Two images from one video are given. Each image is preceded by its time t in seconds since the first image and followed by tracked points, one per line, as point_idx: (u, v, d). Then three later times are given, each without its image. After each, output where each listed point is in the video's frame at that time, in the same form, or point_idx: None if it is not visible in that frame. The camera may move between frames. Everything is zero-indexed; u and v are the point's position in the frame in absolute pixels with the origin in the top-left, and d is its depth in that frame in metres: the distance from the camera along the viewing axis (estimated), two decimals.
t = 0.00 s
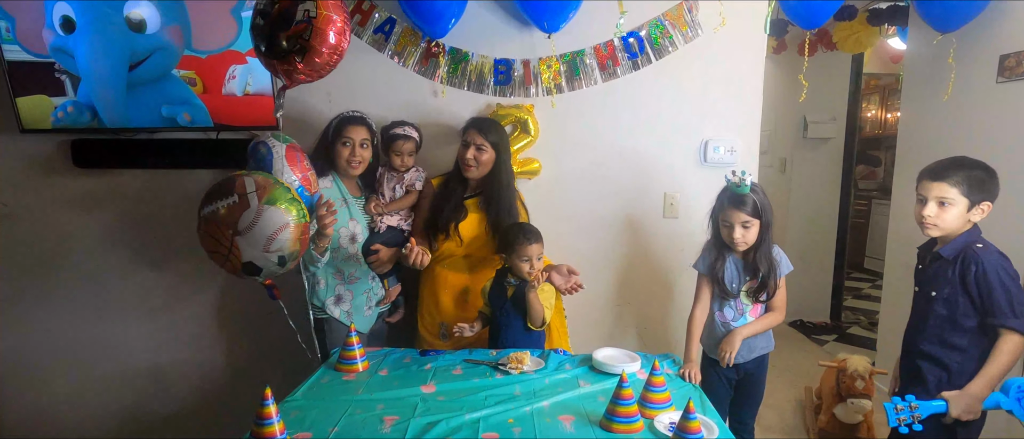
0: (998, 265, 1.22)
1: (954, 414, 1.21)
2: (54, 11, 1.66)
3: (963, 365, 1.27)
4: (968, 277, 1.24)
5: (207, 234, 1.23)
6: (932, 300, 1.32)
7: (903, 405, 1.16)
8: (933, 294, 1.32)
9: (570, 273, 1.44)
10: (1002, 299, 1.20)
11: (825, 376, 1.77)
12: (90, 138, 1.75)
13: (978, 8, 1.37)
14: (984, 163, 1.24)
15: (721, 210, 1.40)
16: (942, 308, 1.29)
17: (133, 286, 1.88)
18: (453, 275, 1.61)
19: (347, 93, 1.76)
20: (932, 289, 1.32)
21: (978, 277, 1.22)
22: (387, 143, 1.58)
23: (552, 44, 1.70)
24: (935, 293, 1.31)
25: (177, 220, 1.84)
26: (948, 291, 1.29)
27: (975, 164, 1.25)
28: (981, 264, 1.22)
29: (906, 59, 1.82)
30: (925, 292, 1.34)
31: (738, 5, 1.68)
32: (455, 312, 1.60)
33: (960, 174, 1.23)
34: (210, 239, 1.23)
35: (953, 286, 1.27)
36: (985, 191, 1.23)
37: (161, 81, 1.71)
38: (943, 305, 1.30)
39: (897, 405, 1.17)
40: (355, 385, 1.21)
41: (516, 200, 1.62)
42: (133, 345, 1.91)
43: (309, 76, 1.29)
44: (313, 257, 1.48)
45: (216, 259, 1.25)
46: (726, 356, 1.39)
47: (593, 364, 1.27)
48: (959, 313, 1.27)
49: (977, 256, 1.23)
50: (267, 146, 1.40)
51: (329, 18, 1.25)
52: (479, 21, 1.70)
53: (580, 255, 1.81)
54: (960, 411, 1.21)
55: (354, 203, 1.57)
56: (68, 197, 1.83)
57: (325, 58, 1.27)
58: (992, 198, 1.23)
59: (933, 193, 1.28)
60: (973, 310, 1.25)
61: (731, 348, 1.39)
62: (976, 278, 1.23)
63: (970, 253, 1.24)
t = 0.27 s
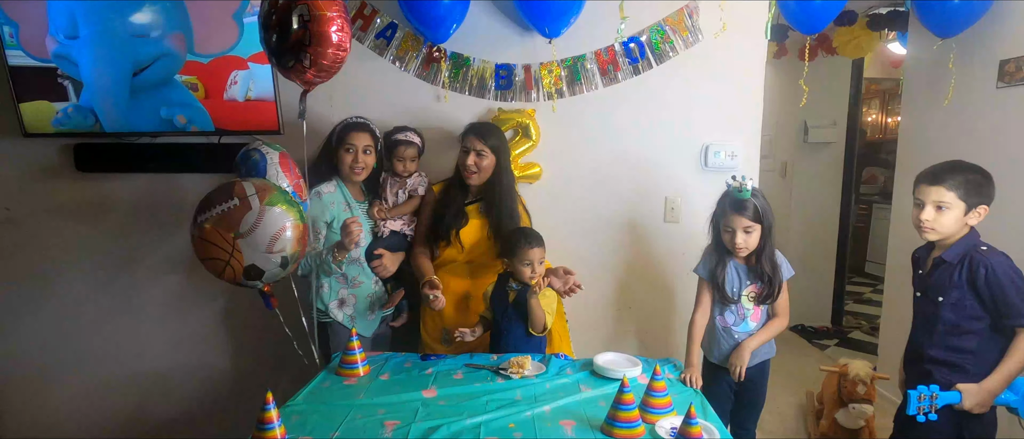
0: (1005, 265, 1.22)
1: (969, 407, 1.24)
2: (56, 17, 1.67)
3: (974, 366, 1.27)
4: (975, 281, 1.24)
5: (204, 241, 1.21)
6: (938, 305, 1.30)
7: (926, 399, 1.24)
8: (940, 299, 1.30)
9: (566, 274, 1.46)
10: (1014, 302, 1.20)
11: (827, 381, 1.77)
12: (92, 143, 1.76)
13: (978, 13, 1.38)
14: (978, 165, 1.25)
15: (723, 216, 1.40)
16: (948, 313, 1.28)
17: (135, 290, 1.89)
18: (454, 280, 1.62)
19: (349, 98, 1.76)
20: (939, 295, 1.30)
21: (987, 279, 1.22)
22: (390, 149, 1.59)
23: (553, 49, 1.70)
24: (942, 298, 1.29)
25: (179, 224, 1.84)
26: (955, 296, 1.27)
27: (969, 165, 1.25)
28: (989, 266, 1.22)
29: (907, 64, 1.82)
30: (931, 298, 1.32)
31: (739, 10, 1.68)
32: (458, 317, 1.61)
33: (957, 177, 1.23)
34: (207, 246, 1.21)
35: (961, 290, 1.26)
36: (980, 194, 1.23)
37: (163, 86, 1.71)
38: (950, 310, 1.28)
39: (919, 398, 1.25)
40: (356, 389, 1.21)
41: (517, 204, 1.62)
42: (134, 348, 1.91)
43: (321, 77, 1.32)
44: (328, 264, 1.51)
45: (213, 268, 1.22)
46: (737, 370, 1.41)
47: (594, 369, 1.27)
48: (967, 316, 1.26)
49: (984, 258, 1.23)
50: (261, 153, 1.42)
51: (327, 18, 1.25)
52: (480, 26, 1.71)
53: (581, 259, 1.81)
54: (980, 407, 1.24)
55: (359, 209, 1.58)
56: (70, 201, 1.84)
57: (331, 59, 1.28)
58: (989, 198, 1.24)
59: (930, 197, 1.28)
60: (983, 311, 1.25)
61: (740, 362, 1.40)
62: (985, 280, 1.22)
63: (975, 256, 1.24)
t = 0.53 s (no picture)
0: (1001, 265, 1.22)
1: (968, 398, 1.25)
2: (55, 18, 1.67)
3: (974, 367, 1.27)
4: (972, 282, 1.24)
5: (211, 240, 1.21)
6: (936, 308, 1.30)
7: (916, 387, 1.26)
8: (936, 302, 1.30)
9: (559, 268, 1.48)
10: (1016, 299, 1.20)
11: (827, 382, 1.77)
12: (91, 143, 1.76)
13: (978, 14, 1.38)
14: (971, 166, 1.24)
15: (719, 218, 1.40)
16: (947, 316, 1.28)
17: (135, 290, 1.88)
18: (455, 280, 1.63)
19: (349, 98, 1.76)
20: (935, 298, 1.30)
21: (984, 280, 1.23)
22: (393, 150, 1.59)
23: (553, 49, 1.70)
24: (938, 301, 1.30)
25: (179, 224, 1.84)
26: (951, 298, 1.28)
27: (961, 167, 1.25)
28: (985, 267, 1.22)
29: (907, 65, 1.82)
30: (927, 301, 1.32)
31: (739, 11, 1.68)
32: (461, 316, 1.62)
33: (947, 179, 1.23)
34: (215, 244, 1.21)
35: (959, 291, 1.27)
36: (971, 194, 1.23)
37: (163, 87, 1.71)
38: (947, 313, 1.28)
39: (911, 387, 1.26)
40: (356, 389, 1.21)
41: (516, 204, 1.62)
42: (134, 348, 1.91)
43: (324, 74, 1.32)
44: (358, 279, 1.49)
45: (223, 265, 1.23)
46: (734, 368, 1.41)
47: (594, 369, 1.27)
48: (965, 317, 1.27)
49: (979, 259, 1.24)
50: (262, 152, 1.42)
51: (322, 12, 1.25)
52: (480, 27, 1.71)
53: (581, 260, 1.81)
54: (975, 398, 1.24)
55: (360, 208, 1.56)
56: (70, 201, 1.84)
57: (332, 54, 1.28)
58: (982, 200, 1.23)
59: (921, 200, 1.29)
60: (984, 311, 1.25)
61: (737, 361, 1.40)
62: (982, 282, 1.23)
63: (970, 258, 1.24)
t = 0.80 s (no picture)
0: (986, 269, 1.20)
1: (956, 397, 1.22)
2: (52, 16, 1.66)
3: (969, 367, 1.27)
4: (956, 290, 1.23)
5: (222, 233, 1.19)
6: (921, 317, 1.30)
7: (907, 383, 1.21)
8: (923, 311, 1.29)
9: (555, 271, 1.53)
10: (1006, 302, 1.17)
11: (825, 381, 1.77)
12: (88, 142, 1.75)
13: (976, 14, 1.38)
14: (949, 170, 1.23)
15: (717, 216, 1.40)
16: (931, 325, 1.28)
17: (132, 289, 1.88)
18: (454, 280, 1.64)
19: (348, 97, 1.76)
20: (920, 307, 1.29)
21: (967, 287, 1.21)
22: (394, 147, 1.59)
23: (553, 48, 1.70)
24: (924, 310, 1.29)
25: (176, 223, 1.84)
26: (936, 307, 1.27)
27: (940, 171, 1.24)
28: (968, 273, 1.20)
29: (906, 64, 1.82)
30: (912, 310, 1.32)
31: (738, 10, 1.68)
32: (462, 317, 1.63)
33: (922, 184, 1.23)
34: (226, 237, 1.19)
35: (945, 300, 1.25)
36: (947, 199, 1.22)
37: (161, 85, 1.70)
38: (932, 322, 1.28)
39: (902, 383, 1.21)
40: (354, 388, 1.21)
41: (517, 203, 1.62)
42: (131, 347, 1.91)
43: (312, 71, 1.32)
44: (381, 277, 1.51)
45: (233, 258, 1.22)
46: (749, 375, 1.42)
47: (593, 368, 1.27)
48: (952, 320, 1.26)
49: (961, 265, 1.22)
50: (265, 150, 1.40)
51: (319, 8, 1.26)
52: (480, 25, 1.71)
53: (580, 259, 1.81)
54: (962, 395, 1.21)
55: (361, 205, 1.54)
56: (67, 200, 1.83)
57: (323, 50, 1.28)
58: (959, 205, 1.22)
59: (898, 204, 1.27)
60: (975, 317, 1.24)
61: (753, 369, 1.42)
62: (966, 289, 1.22)
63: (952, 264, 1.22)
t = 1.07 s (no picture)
0: (978, 270, 1.20)
1: (943, 397, 1.19)
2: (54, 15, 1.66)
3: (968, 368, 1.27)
4: (949, 296, 1.23)
5: (239, 220, 1.20)
6: (914, 322, 1.29)
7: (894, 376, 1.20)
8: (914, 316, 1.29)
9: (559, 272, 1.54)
10: (1000, 304, 1.16)
11: (827, 381, 1.76)
12: (90, 141, 1.76)
13: (978, 15, 1.38)
14: (935, 172, 1.23)
15: (738, 210, 1.38)
16: (925, 332, 1.27)
17: (133, 288, 1.88)
18: (456, 281, 1.64)
19: (349, 97, 1.76)
20: (912, 311, 1.29)
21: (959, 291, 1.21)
22: (395, 143, 1.59)
23: (554, 48, 1.70)
24: (915, 315, 1.28)
25: (178, 222, 1.84)
26: (928, 312, 1.26)
27: (923, 172, 1.24)
28: (960, 277, 1.20)
29: (908, 65, 1.82)
30: (905, 314, 1.31)
31: (739, 11, 1.68)
32: (463, 316, 1.63)
33: (904, 187, 1.23)
34: (242, 224, 1.20)
35: (936, 305, 1.25)
36: (929, 200, 1.22)
37: (162, 84, 1.70)
38: (925, 327, 1.27)
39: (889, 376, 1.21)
40: (356, 388, 1.21)
41: (522, 204, 1.62)
42: (132, 346, 1.91)
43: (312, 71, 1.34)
44: (385, 273, 1.52)
45: (245, 246, 1.22)
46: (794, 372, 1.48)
47: (594, 368, 1.27)
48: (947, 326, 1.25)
49: (945, 267, 1.22)
50: (274, 146, 1.38)
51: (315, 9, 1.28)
52: (481, 25, 1.71)
53: (581, 259, 1.81)
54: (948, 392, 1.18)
55: (364, 205, 1.55)
56: (68, 199, 1.83)
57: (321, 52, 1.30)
58: (940, 206, 1.22)
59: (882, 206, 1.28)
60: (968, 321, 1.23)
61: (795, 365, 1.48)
62: (958, 294, 1.21)
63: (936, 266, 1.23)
